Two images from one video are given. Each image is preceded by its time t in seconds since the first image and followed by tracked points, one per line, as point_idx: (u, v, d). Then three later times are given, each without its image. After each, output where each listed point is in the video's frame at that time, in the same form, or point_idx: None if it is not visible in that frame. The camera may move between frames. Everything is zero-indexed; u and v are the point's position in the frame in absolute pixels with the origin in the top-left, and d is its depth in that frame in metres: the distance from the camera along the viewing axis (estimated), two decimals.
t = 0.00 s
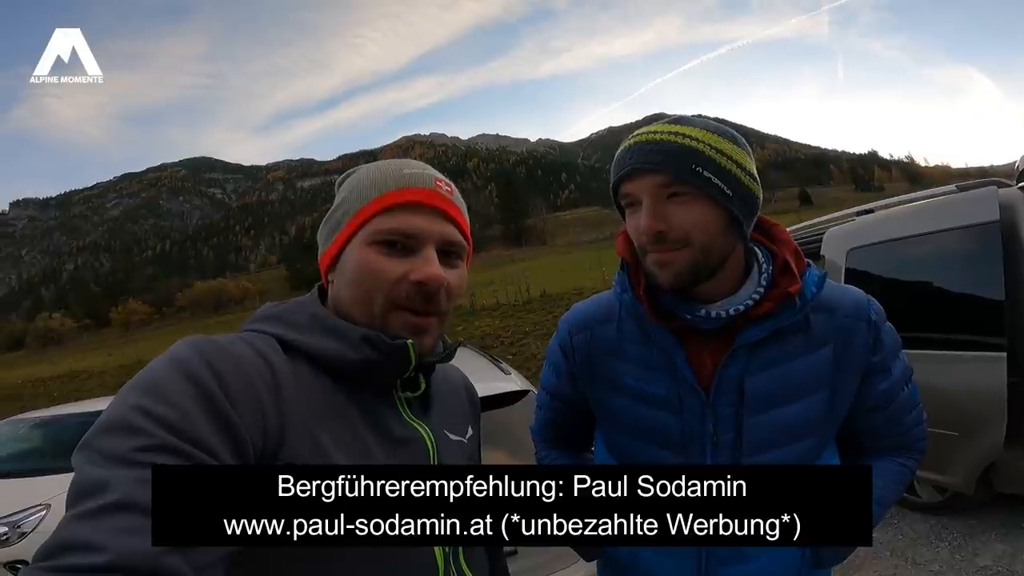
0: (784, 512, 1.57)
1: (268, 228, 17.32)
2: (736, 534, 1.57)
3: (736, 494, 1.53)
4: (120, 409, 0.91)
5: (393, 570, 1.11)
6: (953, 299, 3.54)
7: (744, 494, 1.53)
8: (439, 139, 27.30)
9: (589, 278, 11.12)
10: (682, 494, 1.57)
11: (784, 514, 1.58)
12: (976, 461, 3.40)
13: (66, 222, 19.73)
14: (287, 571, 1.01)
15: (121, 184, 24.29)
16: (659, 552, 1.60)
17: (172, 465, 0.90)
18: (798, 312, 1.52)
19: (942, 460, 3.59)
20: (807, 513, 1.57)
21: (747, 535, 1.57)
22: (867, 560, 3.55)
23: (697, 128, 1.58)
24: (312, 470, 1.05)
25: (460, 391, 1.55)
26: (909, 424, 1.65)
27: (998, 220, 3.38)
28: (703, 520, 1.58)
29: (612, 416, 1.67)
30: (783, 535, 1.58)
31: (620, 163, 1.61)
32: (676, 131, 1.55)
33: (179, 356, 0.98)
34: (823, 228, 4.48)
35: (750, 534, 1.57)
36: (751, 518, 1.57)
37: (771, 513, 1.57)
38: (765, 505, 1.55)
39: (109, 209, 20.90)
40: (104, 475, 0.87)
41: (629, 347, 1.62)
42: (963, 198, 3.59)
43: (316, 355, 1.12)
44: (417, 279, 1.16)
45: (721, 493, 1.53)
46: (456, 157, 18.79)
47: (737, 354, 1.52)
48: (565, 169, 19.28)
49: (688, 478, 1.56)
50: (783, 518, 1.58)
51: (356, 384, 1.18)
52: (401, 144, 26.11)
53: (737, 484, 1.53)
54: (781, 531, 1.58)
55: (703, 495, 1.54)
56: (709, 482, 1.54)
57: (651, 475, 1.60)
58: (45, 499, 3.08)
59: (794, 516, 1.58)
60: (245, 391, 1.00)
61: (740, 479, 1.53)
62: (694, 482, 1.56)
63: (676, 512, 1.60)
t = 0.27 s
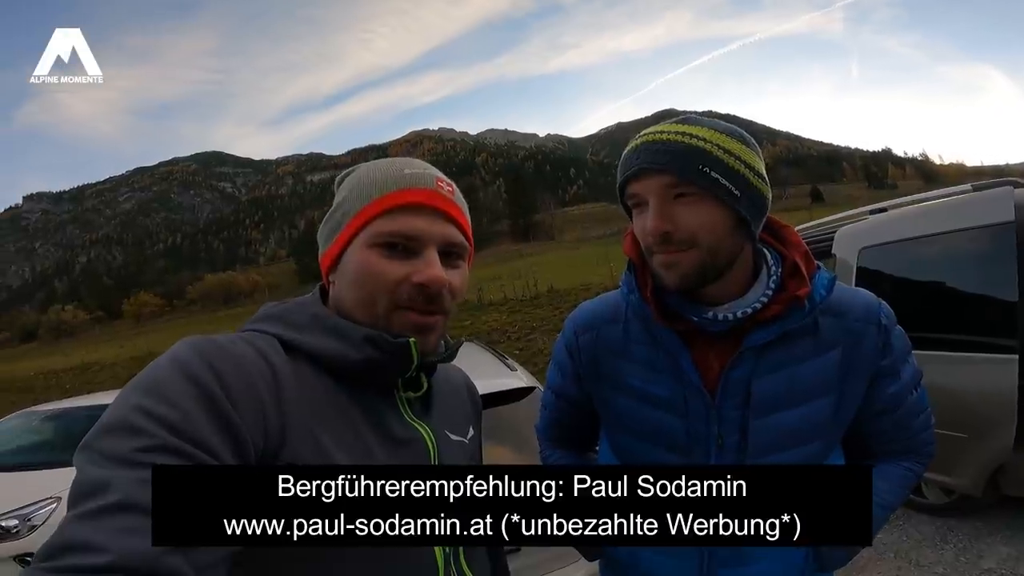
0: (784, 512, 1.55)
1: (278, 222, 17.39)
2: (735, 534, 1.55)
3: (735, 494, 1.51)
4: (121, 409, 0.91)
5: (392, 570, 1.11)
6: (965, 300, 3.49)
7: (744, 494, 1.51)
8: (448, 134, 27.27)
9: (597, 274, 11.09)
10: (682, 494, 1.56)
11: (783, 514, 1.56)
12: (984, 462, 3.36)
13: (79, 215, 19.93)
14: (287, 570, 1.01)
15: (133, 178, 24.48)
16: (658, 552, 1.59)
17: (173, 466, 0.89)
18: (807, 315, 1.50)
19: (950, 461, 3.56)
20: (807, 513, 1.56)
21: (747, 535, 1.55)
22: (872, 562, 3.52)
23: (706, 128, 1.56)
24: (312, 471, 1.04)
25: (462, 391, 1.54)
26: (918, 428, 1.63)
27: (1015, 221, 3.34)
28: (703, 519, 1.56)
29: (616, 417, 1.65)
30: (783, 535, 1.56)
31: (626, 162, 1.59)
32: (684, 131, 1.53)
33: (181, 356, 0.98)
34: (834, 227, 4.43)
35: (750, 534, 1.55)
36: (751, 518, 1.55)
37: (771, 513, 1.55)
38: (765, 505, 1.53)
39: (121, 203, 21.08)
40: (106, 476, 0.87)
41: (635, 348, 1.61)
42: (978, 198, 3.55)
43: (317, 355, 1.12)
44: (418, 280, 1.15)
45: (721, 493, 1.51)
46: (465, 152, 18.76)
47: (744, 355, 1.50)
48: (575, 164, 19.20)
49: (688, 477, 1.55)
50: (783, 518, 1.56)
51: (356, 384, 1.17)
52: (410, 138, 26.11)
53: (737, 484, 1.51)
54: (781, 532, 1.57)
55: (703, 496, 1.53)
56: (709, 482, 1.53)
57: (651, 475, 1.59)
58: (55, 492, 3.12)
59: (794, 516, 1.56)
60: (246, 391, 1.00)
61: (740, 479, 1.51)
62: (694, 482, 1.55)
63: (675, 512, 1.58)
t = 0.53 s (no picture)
0: (785, 512, 1.54)
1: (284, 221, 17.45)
2: (735, 534, 1.53)
3: (735, 494, 1.50)
4: (119, 409, 0.91)
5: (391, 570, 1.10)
6: (973, 301, 3.45)
7: (744, 494, 1.50)
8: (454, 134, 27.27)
9: (602, 274, 11.07)
10: (682, 494, 1.54)
11: (783, 514, 1.54)
12: (990, 464, 3.34)
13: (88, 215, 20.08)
14: (286, 570, 1.00)
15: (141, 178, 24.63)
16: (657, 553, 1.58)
17: (172, 466, 0.89)
18: (811, 315, 1.49)
19: (956, 462, 3.54)
20: (807, 512, 1.54)
21: (747, 535, 1.54)
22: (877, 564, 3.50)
23: (710, 127, 1.55)
24: (311, 471, 1.04)
25: (462, 390, 1.53)
26: (923, 429, 1.61)
27: None
28: (703, 520, 1.55)
29: (620, 417, 1.64)
30: (783, 535, 1.54)
31: (630, 162, 1.57)
32: (688, 130, 1.52)
33: (179, 356, 0.98)
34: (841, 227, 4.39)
35: (750, 534, 1.53)
36: (750, 518, 1.53)
37: (771, 513, 1.54)
38: (765, 505, 1.52)
39: (130, 202, 21.22)
40: (104, 476, 0.86)
41: (638, 347, 1.60)
42: (987, 197, 3.50)
43: (315, 352, 1.11)
44: (438, 278, 1.17)
45: (721, 493, 1.50)
46: (471, 152, 18.78)
47: (748, 355, 1.49)
48: (581, 164, 19.15)
49: (688, 478, 1.54)
50: (783, 518, 1.54)
51: (355, 381, 1.16)
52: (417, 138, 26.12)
53: (737, 484, 1.50)
54: (781, 531, 1.55)
55: (703, 496, 1.52)
56: (709, 482, 1.52)
57: (651, 475, 1.57)
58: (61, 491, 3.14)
59: (794, 516, 1.54)
60: (244, 391, 0.99)
61: (740, 479, 1.50)
62: (694, 483, 1.54)
63: (675, 512, 1.57)
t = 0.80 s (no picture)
0: (785, 512, 1.52)
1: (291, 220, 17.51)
2: (735, 534, 1.52)
3: (736, 494, 1.48)
4: (118, 410, 0.91)
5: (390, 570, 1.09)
6: (982, 311, 3.41)
7: (744, 494, 1.49)
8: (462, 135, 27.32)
9: (607, 278, 11.04)
10: (682, 494, 1.53)
11: (784, 514, 1.53)
12: (994, 475, 3.31)
13: (97, 211, 20.22)
14: (285, 570, 1.00)
15: (151, 175, 24.80)
16: (656, 553, 1.56)
17: (171, 466, 0.89)
18: (818, 324, 1.47)
19: (959, 472, 3.50)
20: (807, 512, 1.53)
21: (747, 535, 1.52)
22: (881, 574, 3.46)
23: (720, 135, 1.54)
24: (311, 470, 1.04)
25: (460, 391, 1.53)
26: (927, 439, 1.59)
27: None
28: (703, 520, 1.53)
29: (622, 421, 1.63)
30: (783, 535, 1.53)
31: (640, 168, 1.57)
32: (698, 138, 1.51)
33: (177, 357, 0.98)
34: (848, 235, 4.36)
35: (750, 534, 1.52)
36: (750, 518, 1.52)
37: (771, 513, 1.52)
38: (765, 505, 1.50)
39: (139, 199, 21.37)
40: (103, 476, 0.86)
41: (643, 353, 1.59)
42: (998, 208, 3.48)
43: (313, 352, 1.11)
44: (467, 282, 1.22)
45: (721, 493, 1.49)
46: (479, 154, 18.82)
47: (752, 363, 1.48)
48: (588, 168, 19.13)
49: (688, 478, 1.53)
50: (783, 518, 1.53)
51: (354, 381, 1.16)
52: (424, 140, 26.16)
53: (737, 484, 1.49)
54: (781, 531, 1.53)
55: (703, 495, 1.50)
56: (709, 482, 1.50)
57: (651, 475, 1.56)
58: (62, 485, 3.15)
59: (794, 516, 1.53)
60: (244, 391, 0.99)
61: (740, 479, 1.49)
62: (694, 482, 1.52)
63: (676, 512, 1.55)
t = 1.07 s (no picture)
0: (785, 512, 1.52)
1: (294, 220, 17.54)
2: (735, 533, 1.52)
3: (735, 494, 1.48)
4: (117, 412, 0.91)
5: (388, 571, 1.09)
6: (985, 317, 3.40)
7: (744, 494, 1.49)
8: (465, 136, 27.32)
9: (609, 280, 11.03)
10: (682, 494, 1.53)
11: (783, 514, 1.53)
12: (995, 480, 3.30)
13: (101, 208, 20.28)
14: (283, 570, 1.00)
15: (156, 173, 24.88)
16: (655, 553, 1.55)
17: (170, 466, 0.89)
18: (818, 328, 1.47)
19: (960, 477, 3.49)
20: (807, 512, 1.53)
21: (746, 535, 1.52)
22: None
23: (721, 139, 1.54)
24: (310, 471, 1.04)
25: (459, 391, 1.53)
26: (926, 444, 1.58)
27: None
28: (703, 519, 1.53)
29: (623, 423, 1.63)
30: (783, 535, 1.53)
31: (642, 172, 1.57)
32: (699, 142, 1.51)
33: (176, 358, 0.98)
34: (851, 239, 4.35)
35: (750, 533, 1.51)
36: (750, 517, 1.51)
37: (771, 513, 1.52)
38: (765, 505, 1.50)
39: (144, 197, 21.44)
40: (101, 478, 0.86)
41: (642, 357, 1.58)
42: (1002, 213, 3.46)
43: (311, 353, 1.11)
44: (471, 281, 1.22)
45: (721, 493, 1.49)
46: (482, 155, 18.83)
47: (752, 367, 1.47)
48: (591, 170, 19.12)
49: (688, 477, 1.52)
50: (783, 518, 1.53)
51: (353, 381, 1.16)
52: (428, 140, 26.17)
53: (737, 484, 1.49)
54: (781, 531, 1.53)
55: (702, 495, 1.50)
56: (709, 482, 1.50)
57: (651, 475, 1.56)
58: (62, 483, 3.16)
59: (794, 516, 1.53)
60: (243, 392, 0.99)
61: (740, 479, 1.48)
62: (694, 482, 1.52)
63: (676, 512, 1.55)
